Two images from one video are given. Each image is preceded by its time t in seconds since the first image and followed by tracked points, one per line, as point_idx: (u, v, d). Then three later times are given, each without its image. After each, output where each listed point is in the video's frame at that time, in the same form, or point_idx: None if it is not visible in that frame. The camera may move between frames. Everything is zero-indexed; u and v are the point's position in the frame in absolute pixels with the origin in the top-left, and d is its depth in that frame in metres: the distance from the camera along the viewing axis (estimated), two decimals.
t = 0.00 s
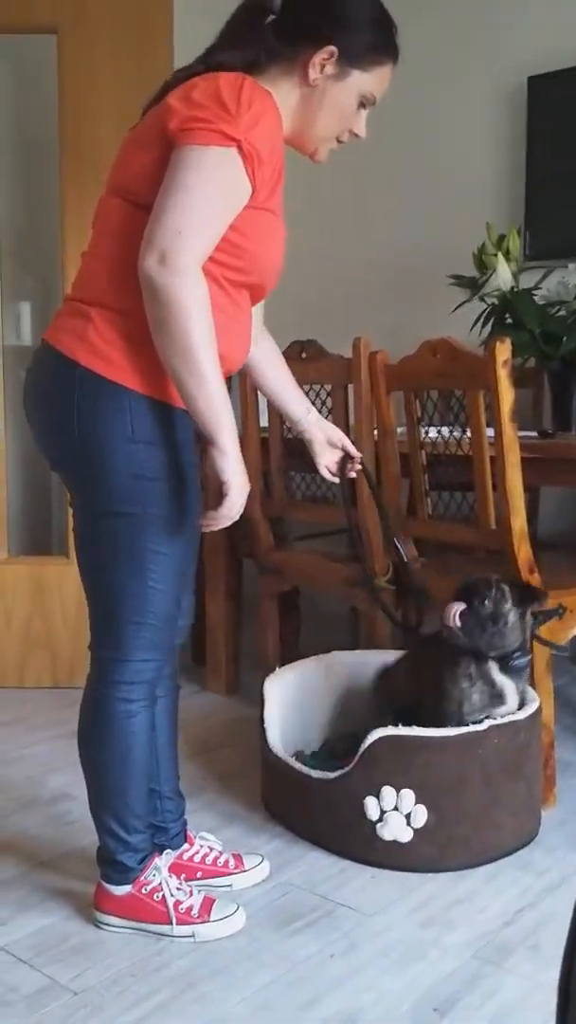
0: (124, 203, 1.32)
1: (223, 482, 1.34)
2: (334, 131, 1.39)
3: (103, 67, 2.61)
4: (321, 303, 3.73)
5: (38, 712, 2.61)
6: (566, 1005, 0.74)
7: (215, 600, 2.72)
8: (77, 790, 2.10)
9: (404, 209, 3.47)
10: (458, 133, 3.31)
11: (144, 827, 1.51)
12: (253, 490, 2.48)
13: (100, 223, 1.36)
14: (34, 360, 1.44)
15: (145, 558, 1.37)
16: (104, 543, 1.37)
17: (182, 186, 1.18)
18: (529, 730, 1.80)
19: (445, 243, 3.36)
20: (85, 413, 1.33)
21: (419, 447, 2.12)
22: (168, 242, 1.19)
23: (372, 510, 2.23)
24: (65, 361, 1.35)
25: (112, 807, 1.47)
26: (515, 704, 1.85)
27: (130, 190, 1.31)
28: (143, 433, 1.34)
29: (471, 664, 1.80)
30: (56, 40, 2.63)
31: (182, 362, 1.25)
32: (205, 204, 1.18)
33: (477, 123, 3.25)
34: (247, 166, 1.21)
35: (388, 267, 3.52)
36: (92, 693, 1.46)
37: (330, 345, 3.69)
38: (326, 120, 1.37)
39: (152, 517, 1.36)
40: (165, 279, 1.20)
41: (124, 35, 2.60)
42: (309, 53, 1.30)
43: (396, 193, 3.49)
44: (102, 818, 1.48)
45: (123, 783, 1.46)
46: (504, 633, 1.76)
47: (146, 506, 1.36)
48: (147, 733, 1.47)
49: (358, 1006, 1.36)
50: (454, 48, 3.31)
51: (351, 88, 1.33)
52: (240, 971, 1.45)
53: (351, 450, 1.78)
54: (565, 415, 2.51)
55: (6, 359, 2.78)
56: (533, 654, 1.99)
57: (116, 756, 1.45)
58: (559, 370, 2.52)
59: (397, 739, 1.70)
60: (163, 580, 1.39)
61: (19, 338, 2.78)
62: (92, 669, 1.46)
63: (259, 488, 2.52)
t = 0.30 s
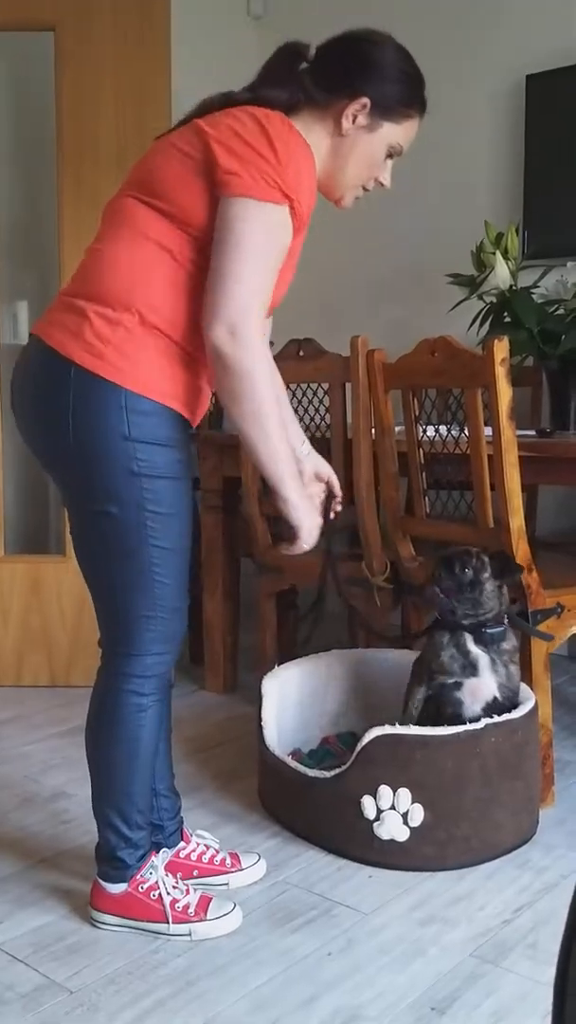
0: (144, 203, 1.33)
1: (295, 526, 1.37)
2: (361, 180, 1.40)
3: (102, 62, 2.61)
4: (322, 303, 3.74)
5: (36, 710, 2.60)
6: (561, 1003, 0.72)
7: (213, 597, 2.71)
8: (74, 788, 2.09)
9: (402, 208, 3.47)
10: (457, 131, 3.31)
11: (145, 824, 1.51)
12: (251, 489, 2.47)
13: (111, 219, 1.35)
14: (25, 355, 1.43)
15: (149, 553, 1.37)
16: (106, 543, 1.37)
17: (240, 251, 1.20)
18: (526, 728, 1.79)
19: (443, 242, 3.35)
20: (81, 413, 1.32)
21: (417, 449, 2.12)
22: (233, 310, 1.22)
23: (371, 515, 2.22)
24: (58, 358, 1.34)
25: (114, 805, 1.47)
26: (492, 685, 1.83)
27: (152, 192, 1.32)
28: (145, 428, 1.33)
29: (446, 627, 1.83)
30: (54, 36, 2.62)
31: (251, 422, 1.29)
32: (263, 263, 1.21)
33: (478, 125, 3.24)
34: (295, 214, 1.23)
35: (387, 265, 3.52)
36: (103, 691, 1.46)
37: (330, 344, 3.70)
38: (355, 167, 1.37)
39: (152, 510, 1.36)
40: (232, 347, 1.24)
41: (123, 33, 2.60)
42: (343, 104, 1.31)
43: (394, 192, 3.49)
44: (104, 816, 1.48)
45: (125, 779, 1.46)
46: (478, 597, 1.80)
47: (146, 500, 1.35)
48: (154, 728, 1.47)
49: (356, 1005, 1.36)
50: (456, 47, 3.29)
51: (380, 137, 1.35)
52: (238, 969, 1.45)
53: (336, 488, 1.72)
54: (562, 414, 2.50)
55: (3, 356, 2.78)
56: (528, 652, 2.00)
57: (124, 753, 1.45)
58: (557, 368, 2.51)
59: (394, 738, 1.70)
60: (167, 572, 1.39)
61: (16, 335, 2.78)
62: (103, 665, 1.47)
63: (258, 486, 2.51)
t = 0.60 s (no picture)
0: (177, 227, 1.33)
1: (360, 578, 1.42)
2: (382, 253, 1.43)
3: (100, 69, 2.61)
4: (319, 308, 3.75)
5: (33, 717, 2.60)
6: (562, 1007, 0.73)
7: (210, 603, 2.71)
8: (72, 795, 2.09)
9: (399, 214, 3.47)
10: (454, 138, 3.32)
11: (150, 830, 1.51)
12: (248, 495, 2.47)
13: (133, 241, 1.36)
14: (20, 360, 1.41)
15: (158, 561, 1.37)
16: (113, 557, 1.37)
17: (307, 341, 1.27)
18: (522, 734, 1.79)
19: (440, 248, 3.36)
20: (83, 429, 1.32)
21: (415, 455, 2.13)
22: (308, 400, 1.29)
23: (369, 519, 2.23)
24: (61, 366, 1.34)
25: (120, 812, 1.47)
26: (485, 689, 1.84)
27: (191, 219, 1.32)
28: (152, 446, 1.34)
29: (441, 636, 1.84)
30: (53, 42, 2.63)
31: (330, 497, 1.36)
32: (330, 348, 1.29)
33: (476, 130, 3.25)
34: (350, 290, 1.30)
35: (385, 271, 3.52)
36: (115, 699, 1.45)
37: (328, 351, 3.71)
38: (378, 242, 1.40)
39: (157, 517, 1.36)
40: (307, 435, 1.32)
41: (120, 40, 2.60)
42: (367, 181, 1.35)
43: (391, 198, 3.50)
44: (109, 821, 1.48)
45: (129, 792, 1.46)
46: (477, 613, 1.80)
47: (151, 510, 1.35)
48: (164, 739, 1.47)
49: (355, 1012, 1.36)
50: (454, 55, 3.30)
51: (402, 214, 1.39)
52: (236, 976, 1.45)
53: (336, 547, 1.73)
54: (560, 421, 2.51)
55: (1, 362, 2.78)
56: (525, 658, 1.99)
57: (134, 763, 1.45)
58: (554, 374, 2.51)
59: (392, 743, 1.70)
60: (176, 578, 1.40)
61: (14, 340, 2.79)
62: (116, 674, 1.46)
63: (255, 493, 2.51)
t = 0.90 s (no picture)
0: (216, 254, 1.35)
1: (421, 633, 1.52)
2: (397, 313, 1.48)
3: (106, 70, 2.62)
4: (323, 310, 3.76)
5: (39, 717, 2.61)
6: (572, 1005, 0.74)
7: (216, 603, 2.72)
8: (79, 796, 2.10)
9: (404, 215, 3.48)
10: (458, 139, 3.32)
11: (161, 829, 1.52)
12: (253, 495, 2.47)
13: (171, 256, 1.36)
14: (31, 360, 1.40)
15: (173, 563, 1.38)
16: (128, 562, 1.37)
17: (354, 412, 1.35)
18: (529, 734, 1.80)
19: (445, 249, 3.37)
20: (98, 437, 1.32)
21: (420, 458, 2.13)
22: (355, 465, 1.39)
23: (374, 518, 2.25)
24: (80, 369, 1.33)
25: (134, 811, 1.47)
26: (470, 695, 1.85)
27: (232, 249, 1.34)
28: (164, 456, 1.35)
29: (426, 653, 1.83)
30: (57, 43, 2.64)
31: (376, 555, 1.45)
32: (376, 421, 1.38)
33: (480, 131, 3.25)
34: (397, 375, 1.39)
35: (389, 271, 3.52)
36: (133, 703, 1.45)
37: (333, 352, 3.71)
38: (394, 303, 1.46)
39: (170, 519, 1.37)
40: (358, 499, 1.41)
41: (125, 41, 2.61)
42: (386, 245, 1.39)
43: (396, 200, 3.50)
44: (122, 820, 1.48)
45: (140, 796, 1.46)
46: (466, 627, 1.78)
47: (165, 512, 1.36)
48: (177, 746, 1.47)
49: (362, 1012, 1.36)
50: (458, 56, 3.31)
51: (418, 277, 1.44)
52: (243, 976, 1.45)
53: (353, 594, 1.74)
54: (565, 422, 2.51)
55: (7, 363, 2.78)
56: (530, 660, 1.99)
57: (148, 765, 1.45)
58: (559, 375, 2.52)
59: (398, 744, 1.70)
60: (191, 579, 1.40)
61: (19, 341, 2.79)
62: (135, 677, 1.46)
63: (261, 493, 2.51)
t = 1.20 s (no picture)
0: (231, 252, 1.35)
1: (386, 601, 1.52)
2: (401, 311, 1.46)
3: (109, 69, 2.62)
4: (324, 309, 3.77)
5: (43, 716, 2.61)
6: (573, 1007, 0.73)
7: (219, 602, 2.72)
8: (82, 794, 2.10)
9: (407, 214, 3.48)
10: (461, 138, 3.32)
11: (166, 827, 1.52)
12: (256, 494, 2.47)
13: (185, 254, 1.36)
14: (46, 356, 1.40)
15: (188, 561, 1.38)
16: (145, 559, 1.37)
17: (335, 386, 1.28)
18: (532, 733, 1.79)
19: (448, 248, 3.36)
20: (118, 433, 1.31)
21: (424, 454, 2.15)
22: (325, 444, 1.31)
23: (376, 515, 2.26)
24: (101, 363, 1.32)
25: (139, 807, 1.47)
26: (476, 694, 1.84)
27: (245, 245, 1.34)
28: (180, 452, 1.35)
29: (431, 657, 1.83)
30: (61, 43, 2.64)
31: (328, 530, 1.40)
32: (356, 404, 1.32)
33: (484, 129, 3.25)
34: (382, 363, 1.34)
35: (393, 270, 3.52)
36: (141, 701, 1.45)
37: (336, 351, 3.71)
38: (398, 300, 1.44)
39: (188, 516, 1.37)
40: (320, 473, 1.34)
41: (128, 40, 2.61)
42: (392, 240, 1.38)
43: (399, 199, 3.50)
44: (127, 817, 1.48)
45: (145, 793, 1.47)
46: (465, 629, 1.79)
47: (183, 509, 1.36)
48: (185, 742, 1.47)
49: (364, 1010, 1.36)
50: (462, 54, 3.30)
51: (422, 272, 1.42)
52: (246, 975, 1.45)
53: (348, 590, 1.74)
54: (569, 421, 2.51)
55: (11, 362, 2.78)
56: (534, 657, 1.99)
57: (157, 759, 1.45)
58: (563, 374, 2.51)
59: (401, 742, 1.70)
60: (204, 578, 1.40)
61: (22, 340, 2.78)
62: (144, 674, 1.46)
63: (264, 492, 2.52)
